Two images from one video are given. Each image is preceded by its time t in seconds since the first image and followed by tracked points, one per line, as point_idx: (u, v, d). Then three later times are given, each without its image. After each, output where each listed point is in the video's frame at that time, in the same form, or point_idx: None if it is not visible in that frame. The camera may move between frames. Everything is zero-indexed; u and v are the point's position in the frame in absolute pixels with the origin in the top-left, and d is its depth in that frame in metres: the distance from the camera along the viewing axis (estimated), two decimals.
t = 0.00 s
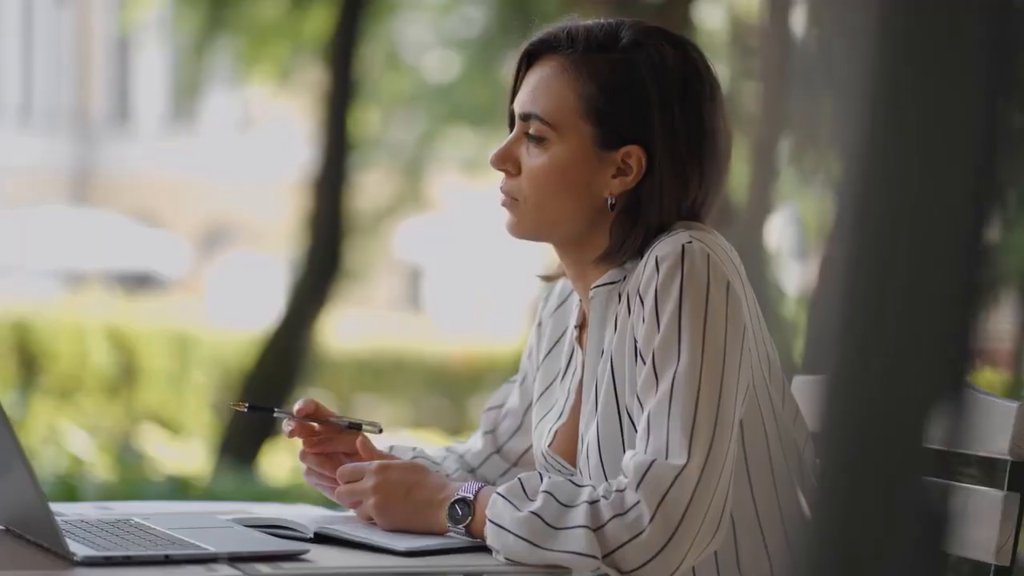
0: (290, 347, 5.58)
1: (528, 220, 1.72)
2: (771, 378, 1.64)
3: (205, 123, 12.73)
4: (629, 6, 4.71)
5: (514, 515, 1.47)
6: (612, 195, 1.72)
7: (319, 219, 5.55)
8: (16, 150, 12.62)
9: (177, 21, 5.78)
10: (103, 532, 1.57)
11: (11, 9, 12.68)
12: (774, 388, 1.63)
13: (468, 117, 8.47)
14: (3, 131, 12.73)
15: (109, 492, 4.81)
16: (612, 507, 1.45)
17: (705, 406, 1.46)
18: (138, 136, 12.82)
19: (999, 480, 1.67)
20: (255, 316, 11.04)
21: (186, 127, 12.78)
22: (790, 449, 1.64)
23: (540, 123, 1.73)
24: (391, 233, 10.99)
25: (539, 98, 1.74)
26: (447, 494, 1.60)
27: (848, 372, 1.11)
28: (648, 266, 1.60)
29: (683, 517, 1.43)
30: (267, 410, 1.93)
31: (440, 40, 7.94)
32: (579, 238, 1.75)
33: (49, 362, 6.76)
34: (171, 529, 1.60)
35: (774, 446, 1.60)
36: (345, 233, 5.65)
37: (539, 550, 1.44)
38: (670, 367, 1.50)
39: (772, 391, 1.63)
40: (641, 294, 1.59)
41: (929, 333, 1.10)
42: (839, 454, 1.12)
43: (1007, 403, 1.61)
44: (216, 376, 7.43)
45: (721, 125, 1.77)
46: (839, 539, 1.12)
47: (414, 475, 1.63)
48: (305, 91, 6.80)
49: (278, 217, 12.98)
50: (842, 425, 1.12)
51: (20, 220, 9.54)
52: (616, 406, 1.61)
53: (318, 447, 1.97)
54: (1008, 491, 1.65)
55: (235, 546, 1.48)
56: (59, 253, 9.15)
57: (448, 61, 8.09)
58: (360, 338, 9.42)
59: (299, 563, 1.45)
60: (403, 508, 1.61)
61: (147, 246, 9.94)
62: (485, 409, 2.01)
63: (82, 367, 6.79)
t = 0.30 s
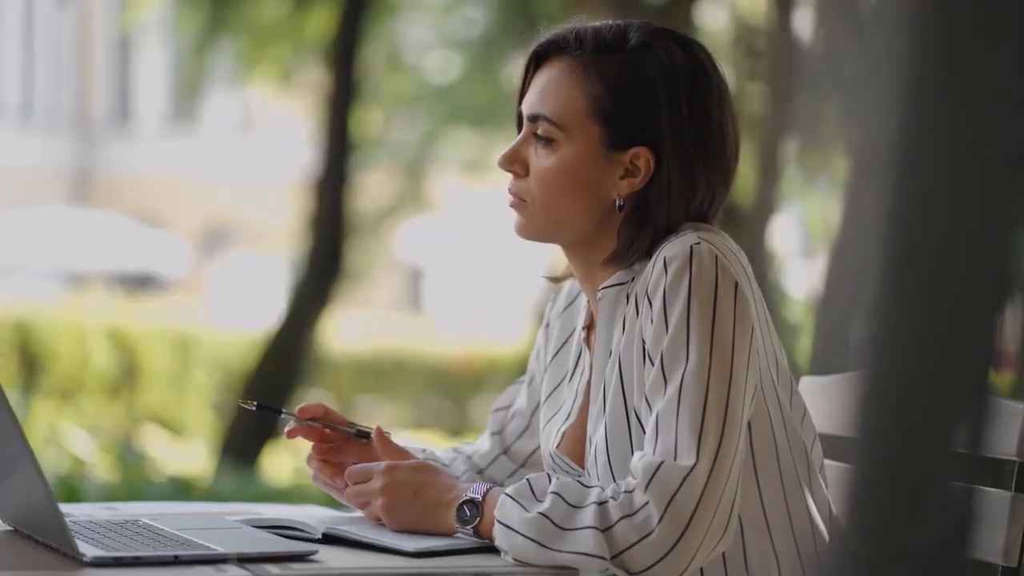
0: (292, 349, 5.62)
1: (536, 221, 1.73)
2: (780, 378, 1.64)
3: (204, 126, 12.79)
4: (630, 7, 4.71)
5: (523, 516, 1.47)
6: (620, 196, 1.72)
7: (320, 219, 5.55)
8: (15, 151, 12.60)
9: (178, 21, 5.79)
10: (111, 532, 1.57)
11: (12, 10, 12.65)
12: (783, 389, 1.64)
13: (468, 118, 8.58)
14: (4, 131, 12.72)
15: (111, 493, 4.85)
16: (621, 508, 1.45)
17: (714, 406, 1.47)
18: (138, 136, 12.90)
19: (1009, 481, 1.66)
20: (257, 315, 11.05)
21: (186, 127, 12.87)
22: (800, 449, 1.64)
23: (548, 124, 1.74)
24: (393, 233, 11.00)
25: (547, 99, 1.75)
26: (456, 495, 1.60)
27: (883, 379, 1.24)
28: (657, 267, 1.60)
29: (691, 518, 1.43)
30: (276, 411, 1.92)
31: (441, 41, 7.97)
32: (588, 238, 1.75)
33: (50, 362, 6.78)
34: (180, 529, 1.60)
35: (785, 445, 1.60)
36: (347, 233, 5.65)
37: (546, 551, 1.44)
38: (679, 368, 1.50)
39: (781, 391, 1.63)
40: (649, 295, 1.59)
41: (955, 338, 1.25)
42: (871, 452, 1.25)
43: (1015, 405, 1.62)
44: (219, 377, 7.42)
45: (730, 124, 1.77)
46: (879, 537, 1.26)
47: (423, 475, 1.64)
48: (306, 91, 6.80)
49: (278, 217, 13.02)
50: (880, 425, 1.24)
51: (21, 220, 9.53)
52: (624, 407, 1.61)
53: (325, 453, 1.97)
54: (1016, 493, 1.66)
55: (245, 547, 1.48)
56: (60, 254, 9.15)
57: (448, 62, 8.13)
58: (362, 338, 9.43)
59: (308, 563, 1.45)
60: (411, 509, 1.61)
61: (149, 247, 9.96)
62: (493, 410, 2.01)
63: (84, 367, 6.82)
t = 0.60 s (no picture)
0: (292, 352, 5.69)
1: (542, 222, 1.74)
2: (786, 379, 1.64)
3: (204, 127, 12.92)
4: (631, 8, 4.72)
5: (529, 517, 1.47)
6: (626, 198, 1.73)
7: (320, 220, 5.55)
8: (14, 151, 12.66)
9: (179, 22, 5.79)
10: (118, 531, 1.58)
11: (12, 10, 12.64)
12: (787, 389, 1.64)
13: (468, 119, 8.62)
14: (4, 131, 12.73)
15: (111, 492, 4.88)
16: (627, 508, 1.45)
17: (720, 407, 1.47)
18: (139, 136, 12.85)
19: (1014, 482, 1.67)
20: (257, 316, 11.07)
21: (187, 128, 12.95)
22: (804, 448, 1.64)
23: (554, 125, 1.74)
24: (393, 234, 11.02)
25: (553, 100, 1.75)
26: (462, 495, 1.61)
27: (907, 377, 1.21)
28: (662, 268, 1.60)
29: (698, 518, 1.44)
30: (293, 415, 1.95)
31: (441, 43, 7.98)
32: (594, 239, 1.75)
33: (49, 362, 6.75)
34: (187, 529, 1.60)
35: (791, 446, 1.60)
36: (347, 234, 5.65)
37: (552, 551, 1.44)
38: (685, 369, 1.50)
39: (787, 392, 1.64)
40: (655, 296, 1.59)
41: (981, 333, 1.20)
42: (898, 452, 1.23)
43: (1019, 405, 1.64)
44: (219, 378, 7.42)
45: (736, 126, 1.77)
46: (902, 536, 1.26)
47: (429, 475, 1.64)
48: (306, 93, 6.81)
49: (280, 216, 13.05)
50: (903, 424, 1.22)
51: (21, 220, 9.53)
52: (630, 407, 1.61)
53: (334, 460, 1.97)
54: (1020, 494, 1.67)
55: (251, 546, 1.49)
56: (60, 254, 9.15)
57: (448, 62, 8.13)
58: (362, 339, 9.45)
59: (315, 564, 1.46)
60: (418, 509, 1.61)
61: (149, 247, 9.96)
62: (498, 410, 2.01)
63: (84, 368, 6.78)
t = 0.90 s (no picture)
0: (293, 351, 5.72)
1: (547, 223, 1.74)
2: (791, 379, 1.64)
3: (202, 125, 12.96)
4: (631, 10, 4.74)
5: (535, 517, 1.48)
6: (632, 199, 1.73)
7: (320, 220, 5.56)
8: (15, 152, 12.51)
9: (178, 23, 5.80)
10: (125, 532, 1.58)
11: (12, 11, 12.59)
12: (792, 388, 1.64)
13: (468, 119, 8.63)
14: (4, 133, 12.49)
15: (115, 493, 4.91)
16: (633, 509, 1.45)
17: (725, 408, 1.47)
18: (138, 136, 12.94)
19: None
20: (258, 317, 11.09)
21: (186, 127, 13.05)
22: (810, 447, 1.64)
23: (559, 127, 1.75)
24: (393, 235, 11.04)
25: (558, 102, 1.76)
26: (467, 496, 1.61)
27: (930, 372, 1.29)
28: (667, 268, 1.61)
29: (703, 518, 1.44)
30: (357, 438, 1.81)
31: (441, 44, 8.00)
32: (600, 241, 1.76)
33: (50, 363, 6.75)
34: (193, 529, 1.61)
35: (796, 445, 1.60)
36: (348, 232, 5.68)
37: (559, 551, 1.44)
38: (690, 369, 1.51)
39: (792, 391, 1.64)
40: (660, 296, 1.59)
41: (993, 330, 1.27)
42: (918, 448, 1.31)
43: None
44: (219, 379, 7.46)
45: (742, 125, 1.77)
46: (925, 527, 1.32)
47: (436, 476, 1.64)
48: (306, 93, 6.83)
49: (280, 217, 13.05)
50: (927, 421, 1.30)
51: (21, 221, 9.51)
52: (635, 407, 1.62)
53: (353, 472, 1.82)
54: None
55: (258, 547, 1.49)
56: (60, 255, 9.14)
57: (447, 62, 8.13)
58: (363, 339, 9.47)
59: (321, 563, 1.46)
60: (423, 510, 1.62)
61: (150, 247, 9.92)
62: (502, 411, 2.02)
63: (84, 368, 6.78)
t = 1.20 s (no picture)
0: (292, 352, 5.73)
1: (552, 223, 1.74)
2: (796, 376, 1.65)
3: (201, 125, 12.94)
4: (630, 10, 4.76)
5: (541, 516, 1.48)
6: (636, 198, 1.73)
7: (319, 220, 5.57)
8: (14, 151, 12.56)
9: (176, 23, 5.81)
10: (132, 532, 1.58)
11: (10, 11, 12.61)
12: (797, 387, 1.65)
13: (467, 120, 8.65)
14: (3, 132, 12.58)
15: (114, 493, 4.92)
16: (638, 508, 1.46)
17: (730, 407, 1.48)
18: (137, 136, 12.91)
19: None
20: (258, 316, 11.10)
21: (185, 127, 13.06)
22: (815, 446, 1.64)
23: (564, 126, 1.75)
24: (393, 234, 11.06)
25: (563, 101, 1.76)
26: (473, 496, 1.61)
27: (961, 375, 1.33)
28: (672, 269, 1.61)
29: (709, 518, 1.44)
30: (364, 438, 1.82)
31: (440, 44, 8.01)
32: (604, 240, 1.76)
33: (50, 363, 6.76)
34: (200, 529, 1.61)
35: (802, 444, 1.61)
36: (348, 231, 5.69)
37: (565, 551, 1.45)
38: (695, 369, 1.51)
39: (796, 389, 1.64)
40: (665, 296, 1.60)
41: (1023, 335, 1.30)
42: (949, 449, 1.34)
43: None
44: (218, 379, 7.48)
45: (745, 125, 1.77)
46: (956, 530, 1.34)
47: (442, 476, 1.65)
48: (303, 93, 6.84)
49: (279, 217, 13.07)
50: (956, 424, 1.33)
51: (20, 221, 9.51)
52: (640, 408, 1.62)
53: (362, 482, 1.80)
54: None
55: (262, 546, 1.50)
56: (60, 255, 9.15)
57: (445, 62, 8.13)
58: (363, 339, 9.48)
59: (328, 563, 1.46)
60: (429, 510, 1.62)
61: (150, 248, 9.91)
62: (506, 411, 2.02)
63: (84, 368, 6.79)
